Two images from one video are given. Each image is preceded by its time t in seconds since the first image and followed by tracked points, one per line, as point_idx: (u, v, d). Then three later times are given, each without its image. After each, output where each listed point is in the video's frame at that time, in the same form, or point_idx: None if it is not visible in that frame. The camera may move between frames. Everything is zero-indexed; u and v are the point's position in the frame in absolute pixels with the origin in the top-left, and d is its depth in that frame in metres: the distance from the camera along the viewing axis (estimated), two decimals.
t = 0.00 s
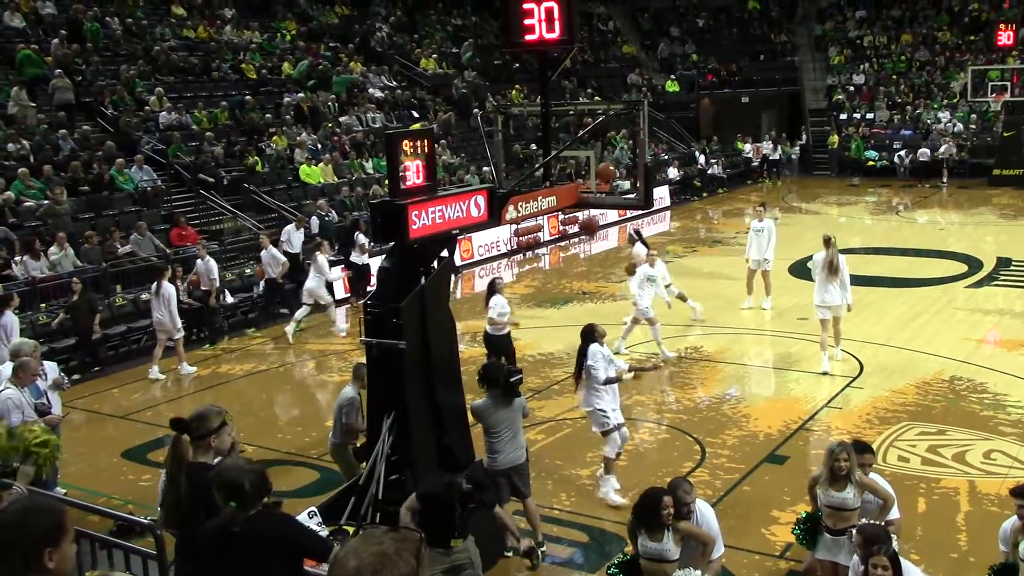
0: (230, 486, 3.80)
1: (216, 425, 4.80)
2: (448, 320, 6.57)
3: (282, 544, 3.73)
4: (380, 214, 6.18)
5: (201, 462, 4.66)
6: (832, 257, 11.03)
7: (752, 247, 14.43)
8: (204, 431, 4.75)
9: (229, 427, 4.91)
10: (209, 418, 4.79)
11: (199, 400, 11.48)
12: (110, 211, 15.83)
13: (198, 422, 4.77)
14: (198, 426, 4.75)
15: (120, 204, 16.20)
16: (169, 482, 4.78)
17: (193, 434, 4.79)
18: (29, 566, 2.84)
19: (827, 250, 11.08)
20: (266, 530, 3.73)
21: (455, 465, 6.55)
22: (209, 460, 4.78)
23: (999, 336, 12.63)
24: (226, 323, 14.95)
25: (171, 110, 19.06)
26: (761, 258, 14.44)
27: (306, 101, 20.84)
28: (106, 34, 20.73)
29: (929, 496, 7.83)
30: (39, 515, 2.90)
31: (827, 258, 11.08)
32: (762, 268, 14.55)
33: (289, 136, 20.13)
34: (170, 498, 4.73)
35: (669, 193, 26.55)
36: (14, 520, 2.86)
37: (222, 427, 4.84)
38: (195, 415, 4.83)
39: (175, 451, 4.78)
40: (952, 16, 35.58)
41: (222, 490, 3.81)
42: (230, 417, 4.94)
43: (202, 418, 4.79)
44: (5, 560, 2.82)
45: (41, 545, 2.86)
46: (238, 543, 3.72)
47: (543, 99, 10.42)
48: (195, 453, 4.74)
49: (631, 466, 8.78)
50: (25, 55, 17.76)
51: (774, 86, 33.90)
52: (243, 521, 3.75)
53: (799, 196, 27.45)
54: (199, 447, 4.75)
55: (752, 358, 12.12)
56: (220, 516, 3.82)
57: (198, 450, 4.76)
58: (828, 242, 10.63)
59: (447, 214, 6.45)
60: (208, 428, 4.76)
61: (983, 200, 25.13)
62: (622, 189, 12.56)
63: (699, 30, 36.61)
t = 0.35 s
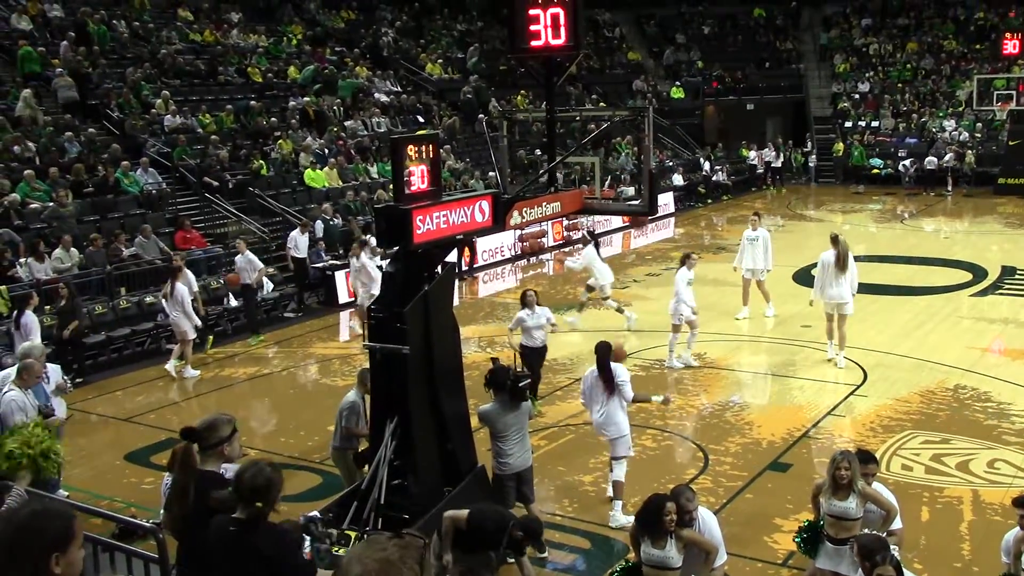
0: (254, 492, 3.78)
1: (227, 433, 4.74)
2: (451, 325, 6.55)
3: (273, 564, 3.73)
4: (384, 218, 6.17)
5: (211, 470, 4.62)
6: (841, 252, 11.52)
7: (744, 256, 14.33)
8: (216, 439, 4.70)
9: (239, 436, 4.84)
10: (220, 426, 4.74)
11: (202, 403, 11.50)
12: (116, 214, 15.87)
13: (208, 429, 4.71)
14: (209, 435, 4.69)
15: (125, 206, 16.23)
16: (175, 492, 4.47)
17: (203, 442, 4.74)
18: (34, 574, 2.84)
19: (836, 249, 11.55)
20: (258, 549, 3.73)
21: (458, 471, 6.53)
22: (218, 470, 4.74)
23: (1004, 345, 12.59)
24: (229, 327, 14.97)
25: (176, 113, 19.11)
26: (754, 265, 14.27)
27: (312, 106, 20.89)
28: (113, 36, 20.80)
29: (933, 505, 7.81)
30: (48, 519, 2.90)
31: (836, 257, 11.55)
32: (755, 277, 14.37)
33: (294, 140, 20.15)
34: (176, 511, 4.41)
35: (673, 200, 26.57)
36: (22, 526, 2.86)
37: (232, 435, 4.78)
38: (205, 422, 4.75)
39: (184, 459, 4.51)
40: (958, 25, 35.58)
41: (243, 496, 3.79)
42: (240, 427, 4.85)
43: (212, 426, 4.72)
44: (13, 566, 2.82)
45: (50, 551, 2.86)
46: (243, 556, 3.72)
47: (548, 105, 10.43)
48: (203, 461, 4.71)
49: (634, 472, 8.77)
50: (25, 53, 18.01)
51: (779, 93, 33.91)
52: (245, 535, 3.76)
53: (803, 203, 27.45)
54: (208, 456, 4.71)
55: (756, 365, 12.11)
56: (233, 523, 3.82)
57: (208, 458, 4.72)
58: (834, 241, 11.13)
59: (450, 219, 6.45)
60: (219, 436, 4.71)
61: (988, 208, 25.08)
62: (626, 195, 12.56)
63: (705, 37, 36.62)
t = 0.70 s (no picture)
0: (310, 490, 4.07)
1: (234, 441, 4.77)
2: (453, 331, 6.55)
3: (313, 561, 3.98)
4: (386, 224, 6.18)
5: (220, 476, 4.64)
6: (840, 254, 11.76)
7: (739, 263, 14.23)
8: (223, 447, 4.73)
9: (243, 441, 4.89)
10: (227, 434, 4.76)
11: (204, 408, 11.50)
12: (119, 219, 15.89)
13: (215, 437, 4.73)
14: (217, 442, 4.73)
15: (128, 212, 16.25)
16: (182, 499, 4.25)
17: (209, 449, 4.75)
18: None
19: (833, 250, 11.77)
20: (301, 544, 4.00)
21: (459, 477, 6.53)
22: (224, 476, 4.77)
23: (1006, 352, 12.58)
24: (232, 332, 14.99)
25: (179, 119, 19.15)
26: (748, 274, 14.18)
27: (315, 111, 20.92)
28: (117, 42, 20.86)
29: (935, 512, 7.80)
30: (53, 522, 2.91)
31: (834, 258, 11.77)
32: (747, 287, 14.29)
33: (297, 147, 20.17)
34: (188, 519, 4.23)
35: (675, 206, 26.60)
36: (26, 529, 2.87)
37: (238, 442, 4.82)
38: (212, 429, 4.79)
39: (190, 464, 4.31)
40: (960, 32, 35.61)
41: (301, 492, 4.07)
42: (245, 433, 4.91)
43: (220, 434, 4.75)
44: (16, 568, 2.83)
45: (51, 555, 2.86)
46: (293, 550, 3.98)
47: (550, 111, 10.45)
48: (211, 467, 4.73)
49: (635, 479, 8.76)
50: (23, 54, 17.87)
51: (782, 99, 33.93)
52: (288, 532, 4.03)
53: (806, 210, 27.44)
54: (216, 463, 4.73)
55: (757, 372, 12.10)
56: (285, 514, 4.10)
57: (215, 465, 4.74)
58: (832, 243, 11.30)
59: (452, 225, 6.46)
60: (226, 444, 4.74)
61: (991, 215, 25.05)
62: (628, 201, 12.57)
63: (707, 43, 36.64)
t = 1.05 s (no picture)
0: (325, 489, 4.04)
1: (242, 447, 4.71)
2: (453, 336, 6.54)
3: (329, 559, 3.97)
4: (385, 229, 6.18)
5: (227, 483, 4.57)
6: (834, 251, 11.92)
7: (731, 267, 14.25)
8: (231, 453, 4.66)
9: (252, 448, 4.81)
10: (234, 441, 4.69)
11: (205, 416, 11.49)
12: (118, 227, 15.89)
13: (222, 444, 4.66)
14: (224, 449, 4.66)
15: (127, 220, 16.25)
16: (192, 507, 4.23)
17: (217, 455, 4.68)
18: None
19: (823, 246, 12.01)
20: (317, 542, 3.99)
21: (460, 481, 6.52)
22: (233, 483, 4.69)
23: (1007, 351, 12.58)
24: (232, 339, 14.99)
25: (178, 127, 19.17)
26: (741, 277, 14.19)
27: (314, 117, 20.94)
28: (115, 50, 20.89)
29: (938, 512, 7.80)
30: (54, 528, 2.91)
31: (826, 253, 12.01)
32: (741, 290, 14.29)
33: (296, 153, 20.19)
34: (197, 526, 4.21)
35: (674, 209, 26.64)
36: (30, 535, 2.87)
37: (246, 449, 4.75)
38: (218, 436, 4.70)
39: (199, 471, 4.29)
40: (958, 32, 35.65)
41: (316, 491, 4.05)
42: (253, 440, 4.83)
43: (226, 441, 4.67)
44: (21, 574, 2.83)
45: (54, 560, 2.86)
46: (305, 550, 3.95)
47: (548, 114, 10.45)
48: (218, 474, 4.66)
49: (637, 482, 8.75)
50: (20, 58, 18.10)
51: (780, 101, 33.96)
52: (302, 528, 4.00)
53: (805, 211, 27.47)
54: (223, 469, 4.66)
55: (758, 374, 12.09)
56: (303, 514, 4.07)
57: (223, 471, 4.68)
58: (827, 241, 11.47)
59: (452, 229, 6.46)
60: (234, 450, 4.67)
61: (990, 215, 25.05)
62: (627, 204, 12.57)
63: (705, 46, 36.74)
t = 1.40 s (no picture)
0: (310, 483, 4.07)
1: (240, 447, 4.70)
2: (452, 337, 6.53)
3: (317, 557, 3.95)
4: (384, 230, 6.18)
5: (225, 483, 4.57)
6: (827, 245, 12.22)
7: (724, 269, 14.23)
8: (228, 452, 4.66)
9: (251, 448, 4.82)
10: (233, 440, 4.70)
11: (204, 418, 11.47)
12: (116, 230, 15.88)
13: (220, 443, 4.66)
14: (222, 448, 4.66)
15: (124, 222, 16.24)
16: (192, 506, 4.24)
17: (215, 454, 4.68)
18: None
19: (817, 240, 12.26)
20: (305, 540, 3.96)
21: (460, 483, 6.52)
22: (231, 483, 4.69)
23: (1005, 350, 12.58)
24: (231, 341, 14.99)
25: (175, 129, 19.16)
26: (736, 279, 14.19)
27: (312, 119, 20.93)
28: (112, 53, 20.89)
29: (937, 512, 7.79)
30: (55, 531, 2.90)
31: (821, 246, 12.17)
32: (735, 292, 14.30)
33: (293, 155, 20.20)
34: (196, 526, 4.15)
35: (672, 209, 26.65)
36: (30, 537, 2.87)
37: (244, 448, 4.74)
38: (217, 436, 4.72)
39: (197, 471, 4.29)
40: (954, 32, 35.68)
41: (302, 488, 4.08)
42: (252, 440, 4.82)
43: (224, 440, 4.68)
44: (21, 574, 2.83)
45: (54, 562, 2.85)
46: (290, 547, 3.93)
47: (546, 114, 10.44)
48: (217, 474, 4.66)
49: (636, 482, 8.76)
50: (14, 60, 18.02)
51: (777, 101, 34.00)
52: (292, 527, 3.98)
53: (802, 211, 27.51)
54: (221, 469, 4.66)
55: (756, 374, 12.10)
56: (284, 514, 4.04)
57: (221, 471, 4.67)
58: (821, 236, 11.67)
59: (450, 231, 6.46)
60: (232, 450, 4.67)
61: (988, 214, 25.08)
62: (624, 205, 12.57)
63: (702, 46, 36.90)
